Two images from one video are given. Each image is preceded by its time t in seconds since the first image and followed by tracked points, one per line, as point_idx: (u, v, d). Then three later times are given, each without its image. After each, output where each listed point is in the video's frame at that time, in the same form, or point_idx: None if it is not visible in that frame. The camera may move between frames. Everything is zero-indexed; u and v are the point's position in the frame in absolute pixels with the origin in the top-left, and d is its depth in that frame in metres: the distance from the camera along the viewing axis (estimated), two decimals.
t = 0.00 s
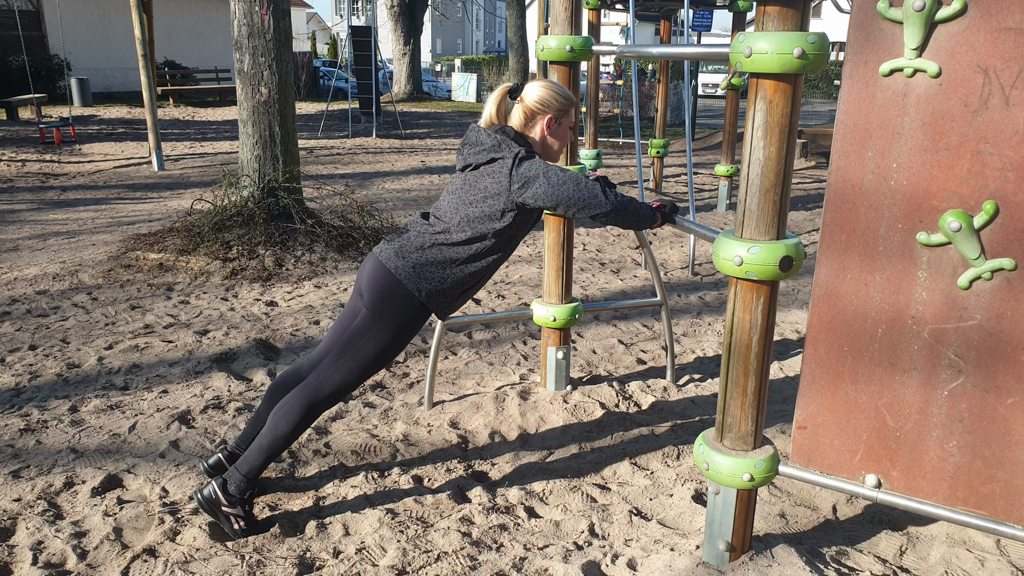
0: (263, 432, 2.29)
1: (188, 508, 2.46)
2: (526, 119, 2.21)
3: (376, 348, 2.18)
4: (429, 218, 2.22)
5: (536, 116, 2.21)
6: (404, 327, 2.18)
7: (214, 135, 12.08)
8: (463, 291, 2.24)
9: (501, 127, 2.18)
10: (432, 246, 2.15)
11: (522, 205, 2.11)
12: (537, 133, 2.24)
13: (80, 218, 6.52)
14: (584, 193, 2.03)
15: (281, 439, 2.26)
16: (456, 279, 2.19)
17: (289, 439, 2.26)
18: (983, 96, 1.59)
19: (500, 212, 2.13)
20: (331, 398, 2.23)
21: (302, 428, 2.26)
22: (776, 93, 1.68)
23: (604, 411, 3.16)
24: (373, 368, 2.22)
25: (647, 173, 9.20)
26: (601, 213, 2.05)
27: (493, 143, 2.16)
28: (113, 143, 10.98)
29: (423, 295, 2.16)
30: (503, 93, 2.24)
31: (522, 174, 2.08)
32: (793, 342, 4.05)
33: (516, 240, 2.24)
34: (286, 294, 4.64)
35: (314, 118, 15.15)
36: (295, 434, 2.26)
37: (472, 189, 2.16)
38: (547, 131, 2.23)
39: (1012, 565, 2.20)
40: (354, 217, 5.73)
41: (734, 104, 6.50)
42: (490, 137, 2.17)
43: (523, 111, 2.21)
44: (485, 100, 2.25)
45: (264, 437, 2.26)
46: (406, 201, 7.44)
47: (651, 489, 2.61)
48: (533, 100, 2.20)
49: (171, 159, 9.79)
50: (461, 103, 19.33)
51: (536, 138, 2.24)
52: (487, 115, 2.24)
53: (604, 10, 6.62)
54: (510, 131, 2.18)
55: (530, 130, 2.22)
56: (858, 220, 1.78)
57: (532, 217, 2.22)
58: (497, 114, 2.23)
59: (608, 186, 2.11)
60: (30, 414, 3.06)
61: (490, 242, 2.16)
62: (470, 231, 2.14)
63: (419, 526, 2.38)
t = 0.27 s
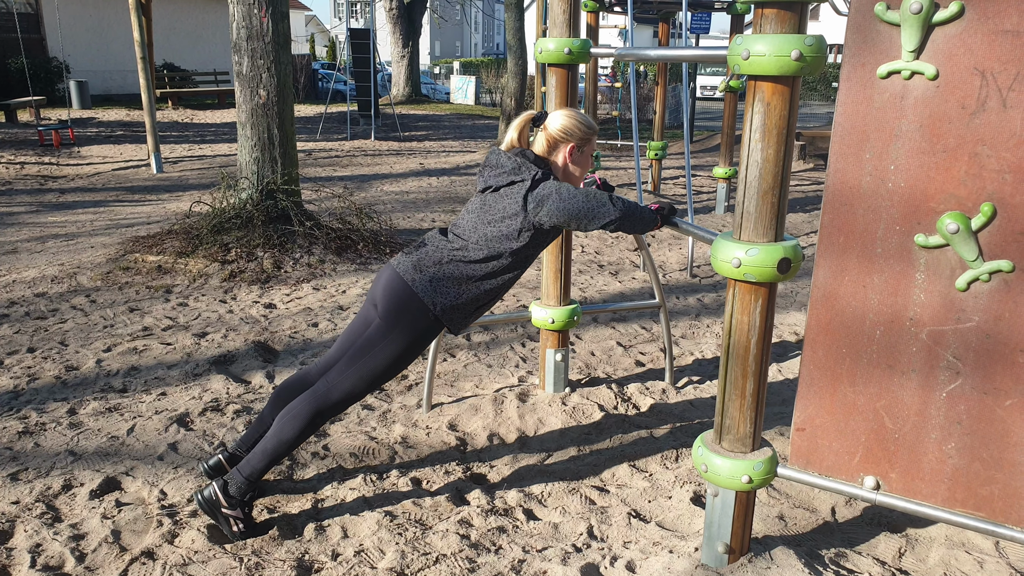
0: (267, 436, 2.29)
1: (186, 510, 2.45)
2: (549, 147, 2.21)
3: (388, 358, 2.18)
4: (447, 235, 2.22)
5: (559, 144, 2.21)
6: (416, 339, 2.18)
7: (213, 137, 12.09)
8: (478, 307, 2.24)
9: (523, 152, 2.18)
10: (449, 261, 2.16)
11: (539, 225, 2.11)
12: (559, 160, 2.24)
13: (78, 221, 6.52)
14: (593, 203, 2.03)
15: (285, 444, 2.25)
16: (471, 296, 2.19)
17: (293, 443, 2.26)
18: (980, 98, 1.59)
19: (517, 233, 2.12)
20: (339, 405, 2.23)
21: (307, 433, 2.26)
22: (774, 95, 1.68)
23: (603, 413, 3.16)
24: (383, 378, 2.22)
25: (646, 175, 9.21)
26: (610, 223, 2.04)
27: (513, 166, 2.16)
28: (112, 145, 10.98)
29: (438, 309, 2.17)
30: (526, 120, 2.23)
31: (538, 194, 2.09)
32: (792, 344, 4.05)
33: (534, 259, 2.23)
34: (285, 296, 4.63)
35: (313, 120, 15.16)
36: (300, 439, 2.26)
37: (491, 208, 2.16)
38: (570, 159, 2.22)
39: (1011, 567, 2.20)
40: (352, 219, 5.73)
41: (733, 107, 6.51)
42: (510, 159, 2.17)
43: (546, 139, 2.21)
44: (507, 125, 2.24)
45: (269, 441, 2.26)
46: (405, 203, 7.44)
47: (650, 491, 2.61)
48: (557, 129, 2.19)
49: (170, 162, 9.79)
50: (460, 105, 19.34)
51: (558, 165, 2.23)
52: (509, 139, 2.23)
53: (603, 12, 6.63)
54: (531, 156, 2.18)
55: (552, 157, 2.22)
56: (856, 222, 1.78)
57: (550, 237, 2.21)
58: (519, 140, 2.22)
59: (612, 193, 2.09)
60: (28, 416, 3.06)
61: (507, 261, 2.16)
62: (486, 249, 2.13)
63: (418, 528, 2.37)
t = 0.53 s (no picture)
0: (272, 440, 2.28)
1: (187, 514, 2.45)
2: (560, 164, 2.21)
3: (396, 365, 2.18)
4: (458, 246, 2.23)
5: (571, 161, 2.21)
6: (425, 347, 2.18)
7: (214, 141, 12.10)
8: (487, 317, 2.24)
9: (534, 167, 2.19)
10: (459, 272, 2.16)
11: (550, 238, 2.12)
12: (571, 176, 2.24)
13: (79, 224, 6.52)
14: (596, 209, 2.02)
15: (290, 449, 2.25)
16: (481, 307, 2.19)
17: (299, 448, 2.25)
18: (981, 101, 1.59)
19: (528, 245, 2.13)
20: (346, 411, 2.22)
21: (312, 438, 2.25)
22: (774, 98, 1.68)
23: (604, 416, 3.16)
24: (391, 385, 2.22)
25: (646, 178, 9.22)
26: (614, 227, 2.02)
27: (524, 180, 2.17)
28: (113, 149, 10.99)
29: (449, 319, 2.16)
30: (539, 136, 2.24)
31: (547, 207, 2.09)
32: (792, 347, 4.05)
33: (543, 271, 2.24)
34: (286, 300, 4.63)
35: (314, 123, 15.17)
36: (305, 444, 2.25)
37: (501, 221, 2.17)
38: (582, 175, 2.22)
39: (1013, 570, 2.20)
40: (353, 222, 5.73)
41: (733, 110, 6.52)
42: (521, 173, 2.18)
43: (558, 156, 2.21)
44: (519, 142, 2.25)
45: (273, 445, 2.26)
46: (405, 206, 7.45)
47: (651, 494, 2.60)
48: (568, 147, 2.19)
49: (171, 165, 9.80)
50: (460, 108, 19.36)
51: (569, 181, 2.23)
52: (520, 154, 2.24)
53: (602, 15, 6.63)
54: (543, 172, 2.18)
55: (564, 173, 2.22)
56: (857, 225, 1.78)
57: (559, 249, 2.22)
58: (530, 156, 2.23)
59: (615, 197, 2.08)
60: (29, 419, 3.05)
61: (517, 272, 2.16)
62: (497, 261, 2.14)
63: (418, 532, 2.37)
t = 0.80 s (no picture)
0: (272, 442, 2.28)
1: (189, 516, 2.45)
2: (555, 158, 2.21)
3: (395, 366, 2.18)
4: (453, 244, 2.22)
5: (565, 155, 2.20)
6: (423, 347, 2.18)
7: (216, 143, 12.12)
8: (484, 315, 2.24)
9: (527, 162, 2.19)
10: (455, 271, 2.16)
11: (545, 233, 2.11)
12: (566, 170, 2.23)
13: (81, 227, 6.53)
14: (595, 208, 2.04)
15: (291, 451, 2.25)
16: (478, 304, 2.19)
17: (298, 450, 2.25)
18: (984, 104, 1.59)
19: (523, 241, 2.12)
20: (345, 413, 2.22)
21: (312, 440, 2.25)
22: (776, 101, 1.68)
23: (605, 419, 3.16)
24: (390, 386, 2.22)
25: (647, 181, 9.22)
26: (613, 228, 2.04)
27: (518, 175, 2.16)
28: (115, 152, 11.00)
29: (445, 317, 2.16)
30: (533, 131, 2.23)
31: (542, 204, 2.09)
32: (794, 350, 4.05)
33: (540, 267, 2.23)
34: (287, 302, 4.63)
35: (315, 127, 15.19)
36: (305, 446, 2.25)
37: (496, 217, 2.16)
38: (576, 169, 2.21)
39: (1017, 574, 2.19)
40: (354, 225, 5.74)
41: (734, 113, 6.52)
42: (515, 168, 2.18)
43: (552, 150, 2.20)
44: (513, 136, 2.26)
45: (275, 447, 2.26)
46: (407, 209, 7.45)
47: (653, 498, 2.60)
48: (562, 141, 2.18)
49: (173, 168, 9.81)
50: (461, 112, 19.38)
51: (564, 175, 2.22)
52: (514, 150, 2.26)
53: (604, 19, 6.64)
54: (536, 166, 2.19)
55: (559, 168, 2.21)
56: (859, 227, 1.78)
57: (555, 245, 2.21)
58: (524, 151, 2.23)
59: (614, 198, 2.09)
60: (31, 422, 3.06)
61: (512, 270, 2.16)
62: (492, 258, 2.13)
63: (420, 535, 2.37)
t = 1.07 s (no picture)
0: (266, 442, 2.29)
1: (191, 519, 2.45)
2: (527, 129, 2.22)
3: (379, 357, 2.18)
4: (428, 227, 2.22)
5: (537, 126, 2.21)
6: (407, 335, 2.18)
7: (217, 146, 12.13)
8: (464, 298, 2.24)
9: (501, 136, 2.20)
10: (432, 255, 2.16)
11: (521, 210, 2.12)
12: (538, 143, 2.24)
13: (82, 230, 6.53)
14: (583, 199, 2.03)
15: (284, 450, 2.25)
16: (458, 287, 2.19)
17: (292, 449, 2.25)
18: (984, 105, 1.59)
19: (499, 219, 2.13)
20: (334, 407, 2.23)
21: (305, 437, 2.25)
22: (777, 102, 1.68)
23: (606, 420, 3.16)
24: (377, 376, 2.22)
25: (648, 183, 9.23)
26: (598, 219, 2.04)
27: (491, 151, 2.16)
28: (116, 154, 11.01)
29: (425, 303, 2.17)
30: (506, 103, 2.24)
31: (521, 181, 2.08)
32: (796, 351, 4.04)
33: (516, 247, 2.24)
34: (289, 305, 4.64)
35: (316, 129, 15.20)
36: (298, 444, 2.26)
37: (470, 196, 2.16)
38: (549, 141, 2.23)
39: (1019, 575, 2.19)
40: (356, 228, 5.74)
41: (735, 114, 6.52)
42: (488, 144, 2.18)
43: (524, 121, 2.21)
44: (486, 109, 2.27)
45: (268, 448, 2.26)
46: (408, 211, 7.45)
47: (655, 499, 2.60)
48: (535, 111, 2.20)
49: (174, 171, 9.82)
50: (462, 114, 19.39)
51: (537, 148, 2.23)
52: (488, 124, 2.26)
53: (604, 21, 6.64)
54: (509, 140, 2.19)
55: (531, 140, 2.22)
56: (860, 229, 1.78)
57: (530, 224, 2.22)
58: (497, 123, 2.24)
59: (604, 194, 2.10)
60: (33, 425, 3.06)
61: (489, 250, 2.16)
62: (469, 239, 2.14)
63: (422, 536, 2.37)
